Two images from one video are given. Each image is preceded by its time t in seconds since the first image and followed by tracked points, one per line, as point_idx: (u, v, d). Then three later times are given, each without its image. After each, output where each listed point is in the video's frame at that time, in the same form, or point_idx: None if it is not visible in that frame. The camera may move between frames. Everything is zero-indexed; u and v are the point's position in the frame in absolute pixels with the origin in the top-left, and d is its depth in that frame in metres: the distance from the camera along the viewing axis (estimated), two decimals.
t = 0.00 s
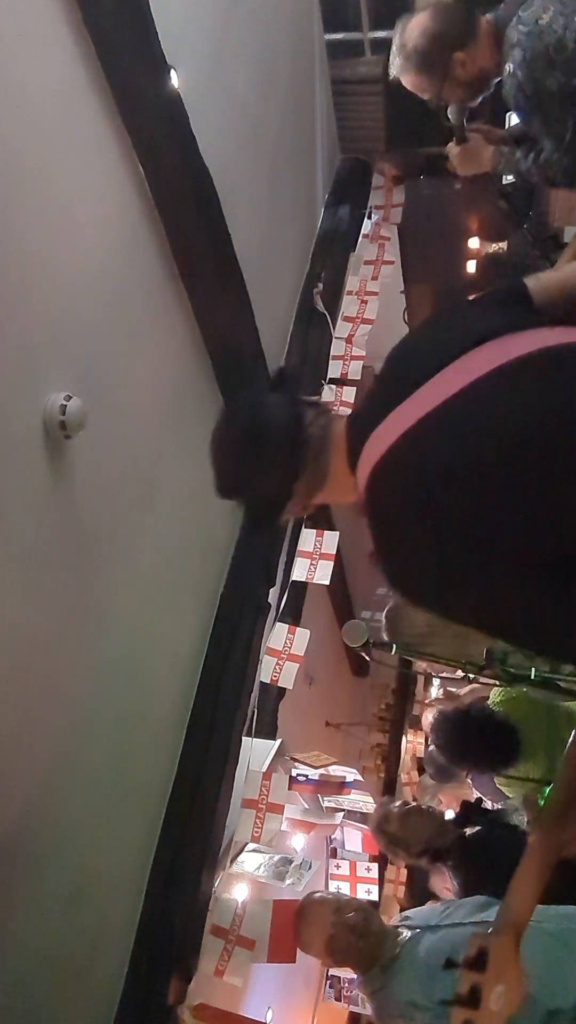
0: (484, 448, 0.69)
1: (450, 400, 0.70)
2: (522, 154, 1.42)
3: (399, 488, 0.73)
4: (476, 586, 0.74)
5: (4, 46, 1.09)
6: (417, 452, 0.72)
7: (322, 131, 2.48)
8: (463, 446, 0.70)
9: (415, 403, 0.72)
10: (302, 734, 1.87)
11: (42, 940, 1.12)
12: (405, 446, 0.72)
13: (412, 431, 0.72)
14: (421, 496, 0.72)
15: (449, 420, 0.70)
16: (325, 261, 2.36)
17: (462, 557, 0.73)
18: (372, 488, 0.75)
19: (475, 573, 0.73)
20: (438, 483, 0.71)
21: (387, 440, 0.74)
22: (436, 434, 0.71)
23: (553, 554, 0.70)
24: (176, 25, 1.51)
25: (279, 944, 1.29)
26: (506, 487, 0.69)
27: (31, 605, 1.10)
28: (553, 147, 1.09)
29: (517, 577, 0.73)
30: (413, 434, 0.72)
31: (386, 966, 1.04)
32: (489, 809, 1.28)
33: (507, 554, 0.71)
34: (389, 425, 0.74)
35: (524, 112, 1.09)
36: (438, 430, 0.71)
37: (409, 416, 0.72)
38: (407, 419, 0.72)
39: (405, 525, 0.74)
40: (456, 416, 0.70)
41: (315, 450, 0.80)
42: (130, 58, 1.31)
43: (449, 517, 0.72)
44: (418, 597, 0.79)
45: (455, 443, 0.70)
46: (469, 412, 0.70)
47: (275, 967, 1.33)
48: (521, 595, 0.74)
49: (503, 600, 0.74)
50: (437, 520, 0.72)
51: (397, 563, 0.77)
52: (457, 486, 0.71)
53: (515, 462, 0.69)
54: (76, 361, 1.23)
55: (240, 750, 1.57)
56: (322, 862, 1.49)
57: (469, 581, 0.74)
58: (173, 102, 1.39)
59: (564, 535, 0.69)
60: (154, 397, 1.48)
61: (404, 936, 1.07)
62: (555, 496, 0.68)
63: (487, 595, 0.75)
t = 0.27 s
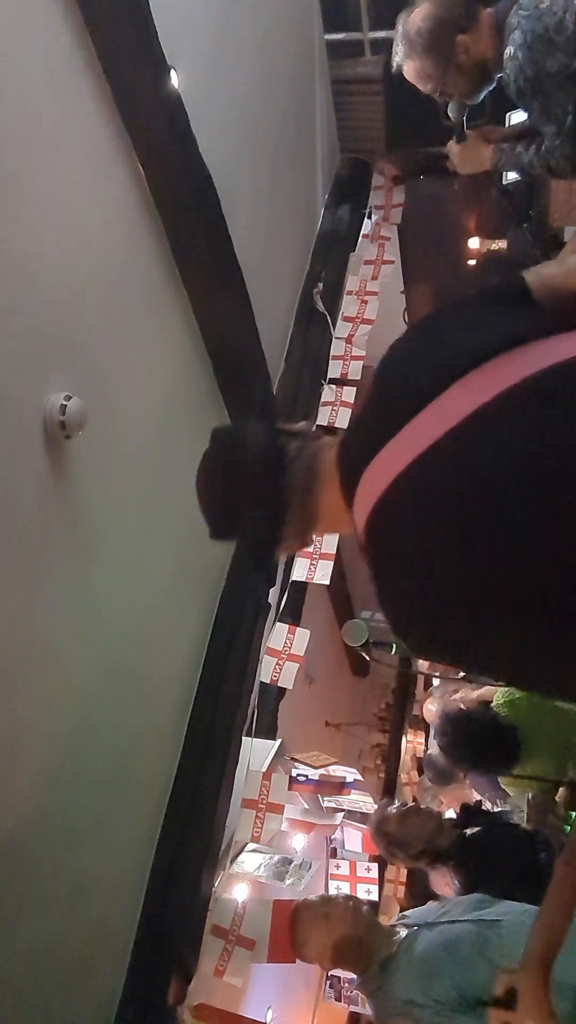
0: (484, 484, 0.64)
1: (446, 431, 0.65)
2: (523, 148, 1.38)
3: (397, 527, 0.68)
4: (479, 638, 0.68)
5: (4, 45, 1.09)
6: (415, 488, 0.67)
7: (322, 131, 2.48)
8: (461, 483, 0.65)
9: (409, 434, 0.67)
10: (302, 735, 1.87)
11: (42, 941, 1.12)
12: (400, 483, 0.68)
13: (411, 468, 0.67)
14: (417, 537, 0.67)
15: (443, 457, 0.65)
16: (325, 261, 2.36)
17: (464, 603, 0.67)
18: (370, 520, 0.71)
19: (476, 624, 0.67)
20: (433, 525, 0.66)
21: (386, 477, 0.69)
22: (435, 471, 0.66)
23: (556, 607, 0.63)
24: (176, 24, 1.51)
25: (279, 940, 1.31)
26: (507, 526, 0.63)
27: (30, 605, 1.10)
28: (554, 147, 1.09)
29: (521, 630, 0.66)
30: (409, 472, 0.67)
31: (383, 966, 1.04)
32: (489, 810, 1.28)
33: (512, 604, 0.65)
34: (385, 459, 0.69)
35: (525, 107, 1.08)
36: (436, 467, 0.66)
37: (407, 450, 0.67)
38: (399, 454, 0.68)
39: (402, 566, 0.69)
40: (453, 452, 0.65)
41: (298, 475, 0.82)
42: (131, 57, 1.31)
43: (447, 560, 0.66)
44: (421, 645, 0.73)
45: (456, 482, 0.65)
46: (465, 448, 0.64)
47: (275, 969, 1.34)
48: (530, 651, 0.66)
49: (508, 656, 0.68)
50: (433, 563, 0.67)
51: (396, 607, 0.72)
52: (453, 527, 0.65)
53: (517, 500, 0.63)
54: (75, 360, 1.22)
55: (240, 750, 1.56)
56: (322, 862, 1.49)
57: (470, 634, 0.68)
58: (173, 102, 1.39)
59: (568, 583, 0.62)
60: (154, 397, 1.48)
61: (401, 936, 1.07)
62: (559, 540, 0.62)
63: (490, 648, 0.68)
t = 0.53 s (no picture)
0: (477, 501, 0.62)
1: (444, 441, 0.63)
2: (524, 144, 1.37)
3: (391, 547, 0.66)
4: (472, 664, 0.65)
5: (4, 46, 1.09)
6: (410, 506, 0.65)
7: (322, 131, 2.48)
8: (456, 499, 0.62)
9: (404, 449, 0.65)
10: (302, 735, 1.87)
11: (42, 942, 1.12)
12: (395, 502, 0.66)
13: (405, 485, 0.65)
14: (410, 556, 0.65)
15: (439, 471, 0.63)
16: (325, 261, 2.36)
17: (457, 626, 0.64)
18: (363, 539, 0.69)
19: (470, 649, 0.64)
20: (427, 544, 0.64)
21: (380, 493, 0.67)
22: (430, 487, 0.64)
23: (552, 629, 0.61)
24: (176, 24, 1.51)
25: (281, 940, 1.32)
26: (501, 546, 0.61)
27: (30, 606, 1.10)
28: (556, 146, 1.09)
29: (516, 653, 0.63)
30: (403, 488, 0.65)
31: (385, 966, 1.04)
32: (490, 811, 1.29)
33: (506, 625, 0.62)
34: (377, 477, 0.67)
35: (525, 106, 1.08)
36: (432, 482, 0.64)
37: (400, 466, 0.65)
38: (392, 471, 0.66)
39: (396, 587, 0.67)
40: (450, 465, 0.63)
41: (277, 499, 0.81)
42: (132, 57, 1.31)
43: (440, 583, 0.64)
44: (411, 674, 0.70)
45: (451, 498, 0.63)
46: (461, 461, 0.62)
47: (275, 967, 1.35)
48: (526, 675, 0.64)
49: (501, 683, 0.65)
50: (426, 584, 0.65)
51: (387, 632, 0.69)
52: (448, 545, 0.63)
53: (511, 517, 0.60)
54: (75, 361, 1.22)
55: (241, 751, 1.56)
56: (322, 863, 1.49)
57: (463, 660, 0.65)
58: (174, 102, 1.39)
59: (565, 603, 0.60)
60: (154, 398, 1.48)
61: (402, 936, 1.07)
62: (554, 559, 0.59)
63: (484, 675, 0.65)
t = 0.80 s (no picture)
0: (480, 491, 0.59)
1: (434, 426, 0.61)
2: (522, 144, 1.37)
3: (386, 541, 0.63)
4: (476, 659, 0.63)
5: (4, 47, 1.09)
6: (406, 499, 0.62)
7: (322, 131, 2.48)
8: (456, 491, 0.60)
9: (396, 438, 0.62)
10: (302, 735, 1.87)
11: (42, 941, 1.12)
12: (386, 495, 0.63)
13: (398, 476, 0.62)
14: (408, 551, 0.62)
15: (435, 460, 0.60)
16: (325, 261, 2.36)
17: (460, 622, 0.62)
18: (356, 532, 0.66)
19: (474, 645, 0.62)
20: (426, 538, 0.61)
21: (372, 485, 0.63)
22: (427, 479, 0.61)
23: (560, 623, 0.59)
24: (176, 24, 1.51)
25: (280, 941, 1.33)
26: (506, 539, 0.59)
27: (31, 606, 1.10)
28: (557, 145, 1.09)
29: (521, 647, 0.61)
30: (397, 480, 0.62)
31: (383, 967, 1.04)
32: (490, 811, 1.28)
33: (512, 620, 0.60)
34: (367, 467, 0.64)
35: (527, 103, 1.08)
36: (428, 473, 0.61)
37: (392, 455, 0.62)
38: (384, 461, 0.62)
39: (393, 582, 0.64)
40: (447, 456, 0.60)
41: (267, 482, 0.78)
42: (131, 57, 1.31)
43: (441, 578, 0.61)
44: (409, 669, 0.68)
45: (450, 489, 0.60)
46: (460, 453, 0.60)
47: (272, 967, 1.33)
48: (531, 668, 0.62)
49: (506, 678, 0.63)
50: (427, 575, 0.62)
51: (384, 627, 0.67)
52: (448, 538, 0.61)
53: (516, 508, 0.58)
54: (75, 360, 1.22)
55: (241, 750, 1.58)
56: (322, 863, 1.48)
57: (465, 656, 0.63)
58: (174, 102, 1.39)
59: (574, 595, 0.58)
60: (154, 398, 1.48)
61: (401, 936, 1.07)
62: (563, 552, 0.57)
63: (487, 670, 0.63)
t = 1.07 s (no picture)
0: (475, 476, 0.61)
1: (432, 416, 0.62)
2: (522, 146, 1.37)
3: (383, 527, 0.65)
4: (474, 640, 0.65)
5: (5, 46, 1.09)
6: (404, 486, 0.63)
7: (322, 131, 2.48)
8: (452, 477, 0.62)
9: (392, 425, 0.63)
10: (302, 735, 1.87)
11: (42, 940, 1.12)
12: (384, 483, 0.64)
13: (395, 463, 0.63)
14: (405, 536, 0.64)
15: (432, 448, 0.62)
16: (325, 261, 2.36)
17: (457, 604, 0.64)
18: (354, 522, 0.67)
19: (471, 626, 0.65)
20: (423, 524, 0.63)
21: (369, 471, 0.65)
22: (424, 465, 0.62)
23: (553, 600, 0.62)
24: (176, 24, 1.51)
25: (279, 940, 1.33)
26: (502, 519, 0.61)
27: (32, 605, 1.10)
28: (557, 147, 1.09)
29: (516, 625, 0.64)
30: (394, 465, 0.63)
31: (382, 968, 1.04)
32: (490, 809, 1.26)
33: (507, 599, 0.63)
34: (363, 453, 0.65)
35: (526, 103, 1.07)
36: (424, 459, 0.62)
37: (387, 443, 0.64)
38: (380, 447, 0.64)
39: (390, 569, 0.66)
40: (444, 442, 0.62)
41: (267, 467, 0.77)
42: (130, 57, 1.31)
43: (438, 563, 0.63)
44: (406, 653, 0.70)
45: (447, 476, 0.62)
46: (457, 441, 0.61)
47: (273, 967, 1.33)
48: (526, 648, 0.64)
49: (502, 657, 0.66)
50: (417, 556, 0.64)
51: (380, 613, 0.69)
52: (445, 524, 0.62)
53: (511, 492, 0.60)
54: (75, 360, 1.22)
55: (241, 749, 1.57)
56: (322, 862, 1.48)
57: (463, 637, 0.65)
58: (175, 102, 1.40)
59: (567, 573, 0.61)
60: (154, 398, 1.48)
61: (400, 937, 1.07)
62: (556, 532, 0.60)
63: (484, 650, 0.66)
